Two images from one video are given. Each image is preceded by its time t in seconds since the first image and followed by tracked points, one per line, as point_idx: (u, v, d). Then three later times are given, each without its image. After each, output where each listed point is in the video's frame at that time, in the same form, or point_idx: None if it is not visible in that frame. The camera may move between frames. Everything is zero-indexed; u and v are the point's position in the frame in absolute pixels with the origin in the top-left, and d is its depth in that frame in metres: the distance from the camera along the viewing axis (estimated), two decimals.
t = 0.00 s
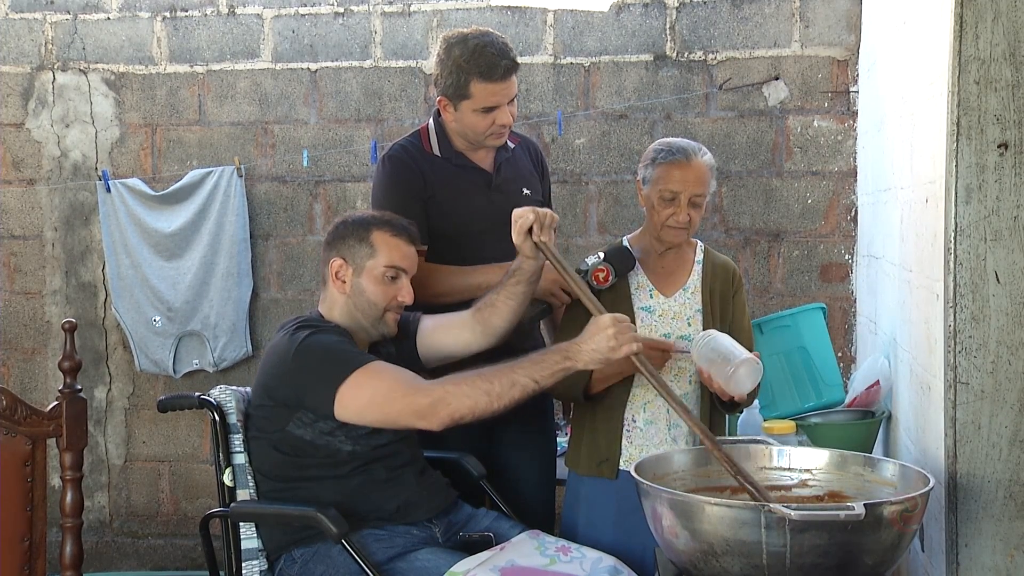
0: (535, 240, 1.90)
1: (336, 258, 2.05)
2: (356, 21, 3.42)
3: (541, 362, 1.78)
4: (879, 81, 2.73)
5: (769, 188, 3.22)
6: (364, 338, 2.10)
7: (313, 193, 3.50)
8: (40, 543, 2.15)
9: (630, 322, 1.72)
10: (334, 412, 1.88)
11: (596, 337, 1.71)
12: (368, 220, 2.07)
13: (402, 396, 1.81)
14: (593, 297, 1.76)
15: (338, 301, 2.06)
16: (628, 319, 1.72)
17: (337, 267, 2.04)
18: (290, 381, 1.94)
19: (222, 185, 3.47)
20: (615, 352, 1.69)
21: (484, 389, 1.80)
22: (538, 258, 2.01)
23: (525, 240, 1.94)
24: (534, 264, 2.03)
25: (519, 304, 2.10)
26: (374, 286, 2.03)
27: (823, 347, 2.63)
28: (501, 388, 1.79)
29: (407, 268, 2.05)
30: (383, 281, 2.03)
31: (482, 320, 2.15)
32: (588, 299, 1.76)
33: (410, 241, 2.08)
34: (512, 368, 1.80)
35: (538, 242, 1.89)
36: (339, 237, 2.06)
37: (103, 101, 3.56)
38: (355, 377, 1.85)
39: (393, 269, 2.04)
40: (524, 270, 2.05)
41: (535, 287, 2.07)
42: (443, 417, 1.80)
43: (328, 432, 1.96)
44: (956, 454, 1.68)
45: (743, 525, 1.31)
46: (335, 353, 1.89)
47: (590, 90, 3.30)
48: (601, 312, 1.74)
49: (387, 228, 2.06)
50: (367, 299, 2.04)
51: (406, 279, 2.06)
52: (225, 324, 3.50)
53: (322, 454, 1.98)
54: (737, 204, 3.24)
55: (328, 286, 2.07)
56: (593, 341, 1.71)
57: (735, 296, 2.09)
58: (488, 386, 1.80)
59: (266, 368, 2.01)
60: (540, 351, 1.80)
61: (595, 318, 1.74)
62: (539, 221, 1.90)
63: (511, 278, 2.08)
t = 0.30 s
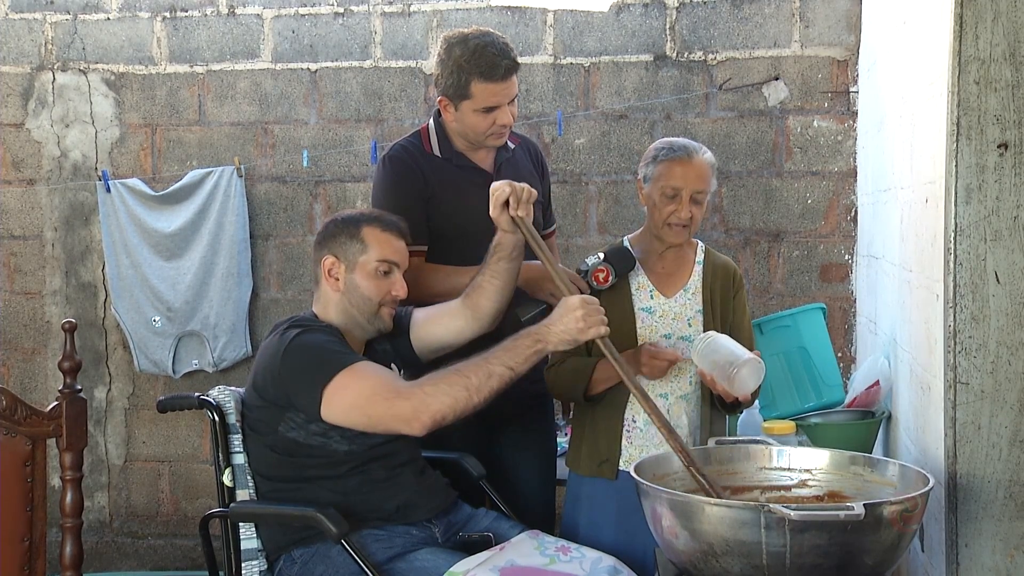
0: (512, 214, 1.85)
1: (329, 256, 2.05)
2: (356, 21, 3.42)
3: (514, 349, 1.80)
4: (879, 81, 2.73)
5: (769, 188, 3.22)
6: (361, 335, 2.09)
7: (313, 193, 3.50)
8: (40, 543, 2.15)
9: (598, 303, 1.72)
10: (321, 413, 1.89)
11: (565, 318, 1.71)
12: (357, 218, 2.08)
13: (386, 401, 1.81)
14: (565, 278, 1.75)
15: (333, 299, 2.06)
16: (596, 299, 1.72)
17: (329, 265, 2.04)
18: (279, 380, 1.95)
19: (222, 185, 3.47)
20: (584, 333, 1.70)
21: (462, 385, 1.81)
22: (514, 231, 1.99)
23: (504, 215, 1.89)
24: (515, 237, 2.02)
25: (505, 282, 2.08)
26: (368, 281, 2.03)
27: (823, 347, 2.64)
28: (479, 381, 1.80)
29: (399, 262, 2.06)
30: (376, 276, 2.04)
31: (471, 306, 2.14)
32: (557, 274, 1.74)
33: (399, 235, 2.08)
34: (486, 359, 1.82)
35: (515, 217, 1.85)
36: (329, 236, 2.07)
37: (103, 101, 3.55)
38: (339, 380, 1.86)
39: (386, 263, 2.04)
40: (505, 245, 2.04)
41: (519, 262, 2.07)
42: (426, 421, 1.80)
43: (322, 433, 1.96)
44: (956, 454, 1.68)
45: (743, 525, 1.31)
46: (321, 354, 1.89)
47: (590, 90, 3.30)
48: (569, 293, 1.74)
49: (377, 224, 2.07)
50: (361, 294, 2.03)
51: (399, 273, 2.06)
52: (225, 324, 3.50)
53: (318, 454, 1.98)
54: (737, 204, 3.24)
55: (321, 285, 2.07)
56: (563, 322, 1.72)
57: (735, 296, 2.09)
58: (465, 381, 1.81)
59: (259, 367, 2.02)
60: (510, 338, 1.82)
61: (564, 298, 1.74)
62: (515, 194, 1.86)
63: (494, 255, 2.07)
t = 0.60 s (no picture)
0: (502, 190, 1.86)
1: (329, 255, 2.05)
2: (356, 22, 3.42)
3: (495, 333, 1.82)
4: (878, 82, 2.73)
5: (769, 189, 3.22)
6: (361, 335, 2.09)
7: (313, 193, 3.50)
8: (40, 543, 2.15)
9: (576, 284, 1.75)
10: (316, 410, 1.89)
11: (544, 299, 1.75)
12: (358, 217, 2.08)
13: (377, 397, 1.81)
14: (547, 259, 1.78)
15: (333, 298, 2.06)
16: (574, 280, 1.76)
17: (330, 264, 2.04)
18: (275, 378, 1.95)
19: (222, 185, 3.47)
20: (563, 314, 1.73)
21: (451, 375, 1.81)
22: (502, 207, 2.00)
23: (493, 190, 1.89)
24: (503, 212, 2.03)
25: (498, 262, 2.10)
26: (368, 280, 2.03)
27: (823, 347, 2.64)
28: (465, 368, 1.81)
29: (398, 261, 2.06)
30: (377, 275, 2.04)
31: (467, 291, 2.15)
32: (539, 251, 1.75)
33: (399, 234, 2.08)
34: (470, 346, 1.83)
35: (504, 193, 1.86)
36: (329, 236, 2.07)
37: (103, 101, 3.56)
38: (332, 376, 1.86)
39: (386, 263, 2.04)
40: (494, 222, 2.06)
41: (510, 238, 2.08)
42: (417, 416, 1.80)
43: (321, 433, 1.96)
44: (956, 454, 1.68)
45: (743, 525, 1.31)
46: (316, 351, 1.89)
47: (590, 90, 3.30)
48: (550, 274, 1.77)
49: (377, 224, 2.07)
50: (362, 294, 2.03)
51: (399, 272, 2.07)
52: (225, 324, 3.50)
53: (317, 455, 1.98)
54: (737, 204, 3.24)
55: (321, 284, 2.07)
56: (541, 304, 1.76)
57: (736, 297, 2.09)
58: (453, 370, 1.81)
59: (257, 366, 2.02)
60: (491, 324, 1.84)
61: (544, 281, 1.77)
62: (503, 168, 1.85)
63: (484, 235, 2.08)
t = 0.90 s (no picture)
0: (507, 185, 1.89)
1: (331, 257, 2.05)
2: (356, 21, 3.42)
3: (504, 336, 1.83)
4: (879, 81, 2.73)
5: (769, 189, 3.22)
6: (360, 337, 2.09)
7: (313, 193, 3.50)
8: (40, 543, 2.15)
9: (580, 282, 1.78)
10: (321, 413, 1.88)
11: (550, 298, 1.77)
12: (363, 219, 2.07)
13: (385, 400, 1.81)
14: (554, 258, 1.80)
15: (334, 299, 2.06)
16: (578, 278, 1.78)
17: (332, 266, 2.04)
18: (278, 381, 1.95)
19: (222, 185, 3.47)
20: (567, 311, 1.76)
21: (460, 379, 1.81)
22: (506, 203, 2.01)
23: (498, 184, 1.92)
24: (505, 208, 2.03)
25: (499, 259, 2.10)
26: (370, 284, 2.03)
27: (823, 347, 2.64)
28: (474, 372, 1.82)
29: (402, 266, 2.06)
30: (379, 280, 2.03)
31: (467, 289, 2.14)
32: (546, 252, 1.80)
33: (402, 238, 2.08)
34: (479, 350, 1.83)
35: (508, 187, 1.89)
36: (333, 237, 2.07)
37: (103, 101, 3.55)
38: (338, 380, 1.85)
39: (388, 267, 2.04)
40: (495, 219, 2.05)
41: (513, 236, 2.08)
42: (426, 419, 1.80)
43: (321, 437, 1.96)
44: (956, 454, 1.68)
45: (743, 525, 1.31)
46: (321, 354, 1.89)
47: (591, 91, 3.30)
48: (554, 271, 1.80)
49: (381, 227, 2.06)
50: (363, 297, 2.03)
51: (400, 277, 2.06)
52: (226, 324, 3.50)
53: (317, 457, 1.98)
54: (737, 205, 3.24)
55: (322, 286, 2.07)
56: (547, 304, 1.78)
57: (736, 300, 2.09)
58: (461, 374, 1.82)
59: (258, 368, 2.02)
60: (499, 327, 1.85)
61: (548, 280, 1.80)
62: (509, 163, 1.89)
63: (485, 232, 2.08)
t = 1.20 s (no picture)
0: (529, 218, 1.89)
1: (333, 259, 2.05)
2: (356, 21, 3.42)
3: (528, 352, 1.80)
4: (879, 81, 2.73)
5: (769, 189, 3.22)
6: (362, 338, 2.09)
7: (313, 193, 3.50)
8: (40, 543, 2.15)
9: (612, 304, 1.73)
10: (327, 412, 1.88)
11: (581, 322, 1.72)
12: (366, 220, 2.07)
13: (392, 396, 1.80)
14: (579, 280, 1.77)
15: (335, 301, 2.06)
16: (609, 301, 1.73)
17: (334, 268, 2.04)
18: (282, 381, 1.94)
19: (222, 185, 3.47)
20: (599, 335, 1.70)
21: (473, 386, 1.80)
22: (521, 234, 2.01)
23: (517, 215, 1.93)
24: (517, 238, 2.02)
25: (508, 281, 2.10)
26: (371, 287, 2.03)
27: (823, 347, 2.64)
28: (489, 381, 1.80)
29: (403, 268, 2.05)
30: (380, 282, 2.03)
31: (473, 304, 2.15)
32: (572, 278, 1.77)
33: (405, 240, 2.08)
34: (499, 361, 1.81)
35: (528, 220, 1.88)
36: (334, 238, 2.06)
37: (103, 101, 3.55)
38: (344, 379, 1.85)
39: (389, 270, 2.03)
40: (506, 246, 2.04)
41: (520, 262, 2.07)
42: (435, 415, 1.80)
43: (323, 435, 1.96)
44: (956, 454, 1.68)
45: (743, 525, 1.31)
46: (326, 353, 1.89)
47: (591, 91, 3.30)
48: (583, 295, 1.75)
49: (384, 229, 2.06)
50: (365, 299, 2.03)
51: (402, 279, 2.06)
52: (226, 324, 3.50)
53: (318, 456, 1.98)
54: (737, 204, 3.24)
55: (324, 287, 2.07)
56: (578, 327, 1.73)
57: (735, 299, 2.10)
58: (476, 380, 1.80)
59: (261, 368, 2.02)
60: (524, 342, 1.82)
61: (579, 302, 1.74)
62: (535, 198, 1.89)
63: (496, 254, 2.07)
